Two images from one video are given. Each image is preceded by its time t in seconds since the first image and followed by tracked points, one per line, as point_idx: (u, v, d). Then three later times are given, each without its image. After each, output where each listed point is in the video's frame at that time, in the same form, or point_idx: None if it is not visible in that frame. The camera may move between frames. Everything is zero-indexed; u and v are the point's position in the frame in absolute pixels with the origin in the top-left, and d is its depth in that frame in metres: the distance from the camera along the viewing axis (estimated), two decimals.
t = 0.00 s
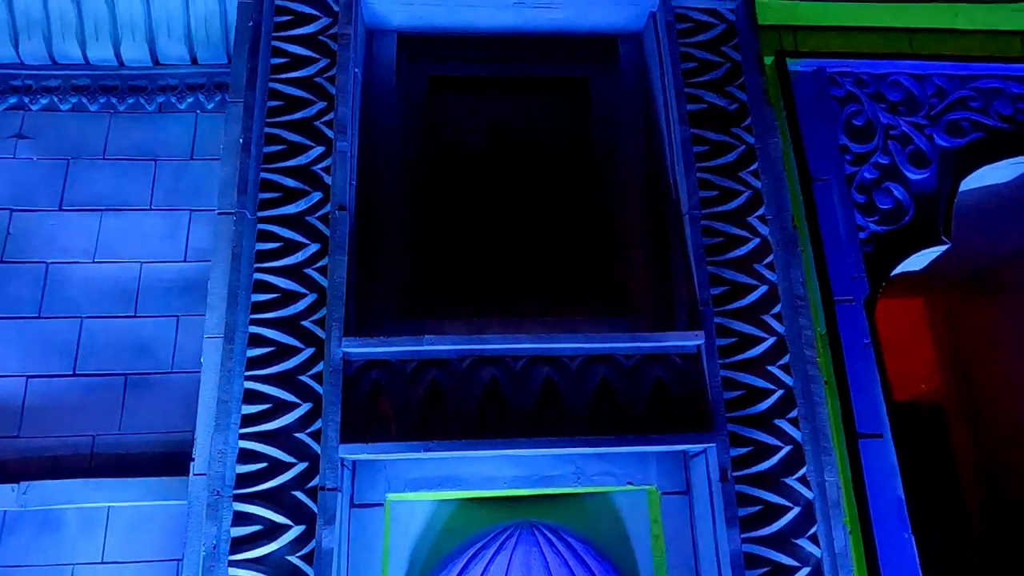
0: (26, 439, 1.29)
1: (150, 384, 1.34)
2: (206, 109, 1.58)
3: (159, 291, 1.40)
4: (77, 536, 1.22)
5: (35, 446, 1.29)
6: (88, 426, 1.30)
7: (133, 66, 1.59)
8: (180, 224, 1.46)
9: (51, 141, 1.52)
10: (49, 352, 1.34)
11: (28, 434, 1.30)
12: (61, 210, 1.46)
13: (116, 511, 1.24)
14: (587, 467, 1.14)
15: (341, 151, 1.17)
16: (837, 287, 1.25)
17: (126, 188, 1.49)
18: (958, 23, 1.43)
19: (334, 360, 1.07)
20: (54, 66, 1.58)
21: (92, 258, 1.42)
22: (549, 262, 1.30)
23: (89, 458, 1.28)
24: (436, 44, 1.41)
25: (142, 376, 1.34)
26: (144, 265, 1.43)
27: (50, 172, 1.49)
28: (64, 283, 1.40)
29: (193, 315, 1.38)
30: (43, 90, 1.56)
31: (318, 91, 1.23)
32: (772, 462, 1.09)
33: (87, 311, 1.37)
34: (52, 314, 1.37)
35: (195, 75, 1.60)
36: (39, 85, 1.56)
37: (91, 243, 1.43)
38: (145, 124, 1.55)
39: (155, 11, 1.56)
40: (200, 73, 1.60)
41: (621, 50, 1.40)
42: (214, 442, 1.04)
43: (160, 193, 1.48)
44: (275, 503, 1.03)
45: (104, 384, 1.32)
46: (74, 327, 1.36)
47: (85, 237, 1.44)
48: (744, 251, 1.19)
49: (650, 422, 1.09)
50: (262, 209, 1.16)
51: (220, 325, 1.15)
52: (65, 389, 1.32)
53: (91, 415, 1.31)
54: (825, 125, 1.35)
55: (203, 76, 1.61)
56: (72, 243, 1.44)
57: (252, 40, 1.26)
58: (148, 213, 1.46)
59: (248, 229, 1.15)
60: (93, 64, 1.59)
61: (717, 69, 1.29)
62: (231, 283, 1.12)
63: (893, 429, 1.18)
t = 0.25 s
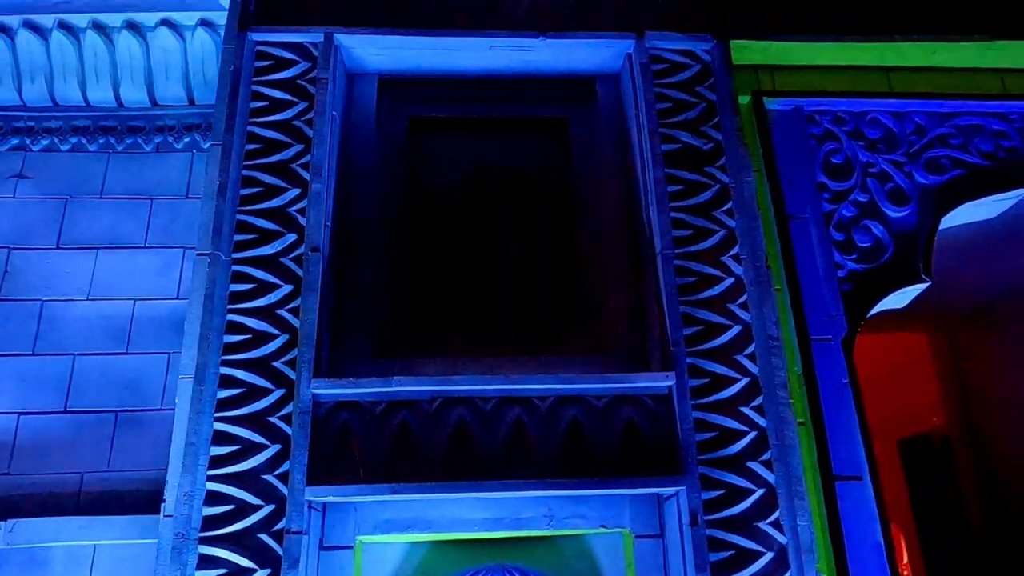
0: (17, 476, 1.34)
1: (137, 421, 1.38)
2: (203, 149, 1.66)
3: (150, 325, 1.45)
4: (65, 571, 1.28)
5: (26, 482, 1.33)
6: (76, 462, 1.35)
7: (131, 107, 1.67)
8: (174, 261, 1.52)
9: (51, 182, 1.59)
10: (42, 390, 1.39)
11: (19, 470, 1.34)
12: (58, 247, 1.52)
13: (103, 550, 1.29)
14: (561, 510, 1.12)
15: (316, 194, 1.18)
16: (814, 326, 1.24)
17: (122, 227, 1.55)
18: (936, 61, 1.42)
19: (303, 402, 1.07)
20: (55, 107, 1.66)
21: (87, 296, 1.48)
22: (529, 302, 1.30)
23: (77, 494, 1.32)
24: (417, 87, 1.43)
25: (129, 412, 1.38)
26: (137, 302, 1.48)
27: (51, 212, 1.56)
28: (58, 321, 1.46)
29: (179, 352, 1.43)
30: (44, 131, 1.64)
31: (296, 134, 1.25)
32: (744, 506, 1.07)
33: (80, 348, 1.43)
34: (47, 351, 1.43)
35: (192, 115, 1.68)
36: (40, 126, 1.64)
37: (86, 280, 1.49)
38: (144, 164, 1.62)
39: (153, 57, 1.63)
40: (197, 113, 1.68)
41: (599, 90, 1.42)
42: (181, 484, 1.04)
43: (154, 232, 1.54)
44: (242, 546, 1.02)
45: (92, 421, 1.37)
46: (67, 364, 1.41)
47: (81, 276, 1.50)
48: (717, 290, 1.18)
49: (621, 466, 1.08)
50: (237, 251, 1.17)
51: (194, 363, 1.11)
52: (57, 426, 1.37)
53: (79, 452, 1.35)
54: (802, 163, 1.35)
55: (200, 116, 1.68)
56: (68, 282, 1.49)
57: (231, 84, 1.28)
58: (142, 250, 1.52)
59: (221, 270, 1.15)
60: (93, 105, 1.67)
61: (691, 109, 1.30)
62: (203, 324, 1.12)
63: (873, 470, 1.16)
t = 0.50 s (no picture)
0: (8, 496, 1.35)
1: (129, 444, 1.39)
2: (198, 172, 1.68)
3: (142, 348, 1.47)
4: None
5: (16, 503, 1.35)
6: (68, 483, 1.36)
7: (128, 132, 1.70)
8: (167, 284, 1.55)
9: (49, 207, 1.63)
10: (35, 412, 1.41)
11: (10, 490, 1.36)
12: (55, 270, 1.55)
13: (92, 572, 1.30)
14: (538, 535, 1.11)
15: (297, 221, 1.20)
16: (792, 351, 1.25)
17: (119, 249, 1.58)
18: (916, 86, 1.43)
19: (280, 428, 1.08)
20: (54, 133, 1.69)
21: (82, 318, 1.50)
22: (509, 325, 1.31)
23: (68, 515, 1.34)
24: (402, 114, 1.47)
25: (122, 435, 1.40)
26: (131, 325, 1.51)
27: (48, 235, 1.59)
28: (53, 343, 1.48)
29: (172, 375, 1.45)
30: (43, 156, 1.68)
31: (277, 162, 1.27)
32: (718, 532, 1.07)
33: (74, 370, 1.45)
34: (40, 373, 1.45)
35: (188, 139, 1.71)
36: (39, 151, 1.67)
37: (81, 302, 1.52)
38: (142, 188, 1.65)
39: (150, 81, 1.67)
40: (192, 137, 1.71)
41: (580, 117, 1.45)
42: (157, 510, 1.05)
43: (150, 255, 1.57)
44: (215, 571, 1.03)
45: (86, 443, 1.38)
46: (60, 387, 1.43)
47: (76, 300, 1.52)
48: (693, 316, 1.19)
49: (596, 492, 1.08)
50: (218, 277, 1.19)
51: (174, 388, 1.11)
52: (51, 447, 1.39)
53: (71, 474, 1.36)
54: (782, 188, 1.36)
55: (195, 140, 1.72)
56: (63, 305, 1.52)
57: (215, 112, 1.30)
58: (136, 273, 1.55)
59: (201, 297, 1.17)
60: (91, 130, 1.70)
61: (670, 135, 1.31)
62: (182, 350, 1.13)
63: (851, 496, 1.16)
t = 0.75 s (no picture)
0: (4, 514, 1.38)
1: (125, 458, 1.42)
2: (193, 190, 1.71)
3: (136, 366, 1.49)
4: None
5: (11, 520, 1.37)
6: (61, 499, 1.38)
7: (125, 150, 1.75)
8: (162, 301, 1.58)
9: (46, 224, 1.67)
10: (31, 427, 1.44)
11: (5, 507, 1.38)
12: (52, 288, 1.58)
13: None
14: (518, 552, 1.11)
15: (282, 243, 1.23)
16: (770, 369, 1.26)
17: (115, 266, 1.61)
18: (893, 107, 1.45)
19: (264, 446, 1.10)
20: (53, 153, 1.75)
21: (79, 335, 1.53)
22: (492, 344, 1.33)
23: (60, 531, 1.36)
24: (389, 135, 1.49)
25: (117, 450, 1.43)
26: (126, 342, 1.53)
27: (47, 253, 1.63)
28: (49, 359, 1.51)
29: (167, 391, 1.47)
30: (42, 174, 1.73)
31: (265, 184, 1.30)
32: (694, 549, 1.08)
33: (69, 386, 1.47)
34: (36, 389, 1.48)
35: (183, 158, 1.74)
36: (38, 170, 1.73)
37: (77, 321, 1.55)
38: (138, 206, 1.69)
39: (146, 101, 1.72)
40: (187, 156, 1.74)
41: (564, 139, 1.48)
42: (141, 527, 1.06)
43: (145, 272, 1.60)
44: None
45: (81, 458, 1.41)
46: (56, 403, 1.46)
47: (73, 317, 1.55)
48: (671, 335, 1.21)
49: (574, 509, 1.10)
50: (205, 298, 1.21)
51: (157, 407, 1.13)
52: (46, 462, 1.41)
53: (65, 490, 1.39)
54: (761, 208, 1.38)
55: (190, 159, 1.75)
56: (58, 323, 1.54)
57: (205, 136, 1.33)
58: (132, 290, 1.58)
59: (188, 317, 1.19)
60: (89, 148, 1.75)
61: (650, 157, 1.34)
62: (168, 370, 1.15)
63: (828, 513, 1.17)
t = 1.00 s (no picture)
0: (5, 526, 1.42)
1: (121, 472, 1.46)
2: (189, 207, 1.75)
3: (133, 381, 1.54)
4: None
5: (11, 531, 1.41)
6: (57, 511, 1.43)
7: (124, 167, 1.79)
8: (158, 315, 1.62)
9: (44, 239, 1.72)
10: (30, 442, 1.48)
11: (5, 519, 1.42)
12: (49, 302, 1.63)
13: None
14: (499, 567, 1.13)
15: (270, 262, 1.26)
16: (749, 385, 1.28)
17: (113, 282, 1.66)
18: (873, 126, 1.48)
19: (249, 461, 1.13)
20: (53, 170, 1.78)
21: (76, 350, 1.57)
22: (476, 360, 1.35)
23: (58, 543, 1.40)
24: (377, 155, 1.52)
25: (113, 464, 1.47)
26: (122, 356, 1.57)
27: (45, 268, 1.67)
28: (47, 373, 1.55)
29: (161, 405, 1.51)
30: (42, 192, 1.76)
31: (254, 204, 1.33)
32: (672, 564, 1.10)
33: (66, 401, 1.51)
34: (34, 403, 1.52)
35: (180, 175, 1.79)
36: (38, 187, 1.76)
37: (75, 335, 1.59)
38: (135, 222, 1.74)
39: (144, 118, 1.75)
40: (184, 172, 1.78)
41: (550, 158, 1.51)
42: (128, 541, 1.08)
43: (142, 286, 1.65)
44: None
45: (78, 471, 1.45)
46: (53, 417, 1.50)
47: (71, 332, 1.59)
48: (651, 352, 1.23)
49: (554, 524, 1.12)
50: (193, 316, 1.24)
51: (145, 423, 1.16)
52: (45, 475, 1.45)
53: (63, 503, 1.43)
54: (742, 226, 1.40)
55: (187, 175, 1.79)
56: (57, 337, 1.59)
57: (195, 157, 1.36)
58: (129, 304, 1.63)
59: (176, 335, 1.22)
60: (89, 166, 1.79)
61: (632, 176, 1.36)
62: (157, 387, 1.18)
63: (805, 528, 1.18)
